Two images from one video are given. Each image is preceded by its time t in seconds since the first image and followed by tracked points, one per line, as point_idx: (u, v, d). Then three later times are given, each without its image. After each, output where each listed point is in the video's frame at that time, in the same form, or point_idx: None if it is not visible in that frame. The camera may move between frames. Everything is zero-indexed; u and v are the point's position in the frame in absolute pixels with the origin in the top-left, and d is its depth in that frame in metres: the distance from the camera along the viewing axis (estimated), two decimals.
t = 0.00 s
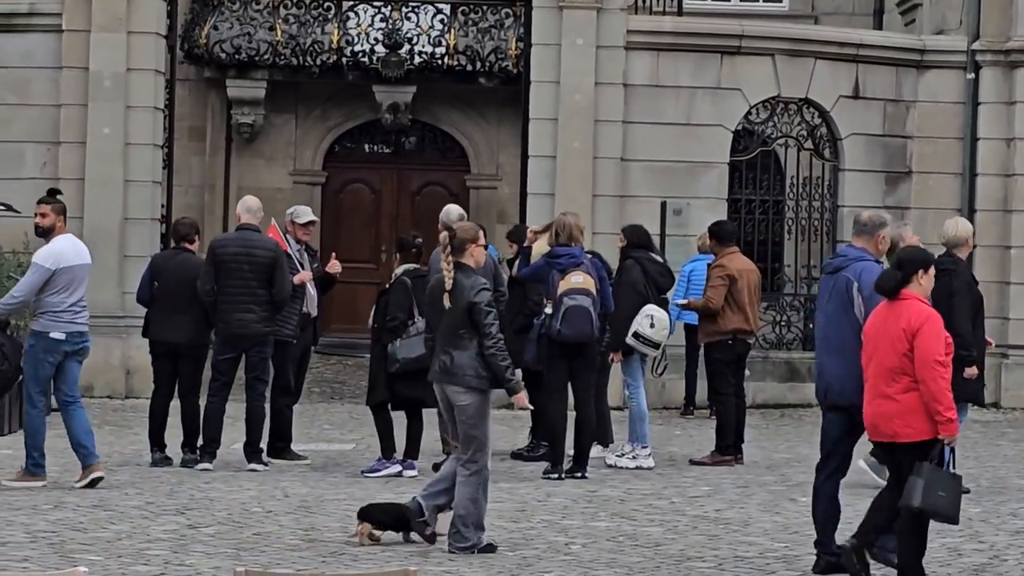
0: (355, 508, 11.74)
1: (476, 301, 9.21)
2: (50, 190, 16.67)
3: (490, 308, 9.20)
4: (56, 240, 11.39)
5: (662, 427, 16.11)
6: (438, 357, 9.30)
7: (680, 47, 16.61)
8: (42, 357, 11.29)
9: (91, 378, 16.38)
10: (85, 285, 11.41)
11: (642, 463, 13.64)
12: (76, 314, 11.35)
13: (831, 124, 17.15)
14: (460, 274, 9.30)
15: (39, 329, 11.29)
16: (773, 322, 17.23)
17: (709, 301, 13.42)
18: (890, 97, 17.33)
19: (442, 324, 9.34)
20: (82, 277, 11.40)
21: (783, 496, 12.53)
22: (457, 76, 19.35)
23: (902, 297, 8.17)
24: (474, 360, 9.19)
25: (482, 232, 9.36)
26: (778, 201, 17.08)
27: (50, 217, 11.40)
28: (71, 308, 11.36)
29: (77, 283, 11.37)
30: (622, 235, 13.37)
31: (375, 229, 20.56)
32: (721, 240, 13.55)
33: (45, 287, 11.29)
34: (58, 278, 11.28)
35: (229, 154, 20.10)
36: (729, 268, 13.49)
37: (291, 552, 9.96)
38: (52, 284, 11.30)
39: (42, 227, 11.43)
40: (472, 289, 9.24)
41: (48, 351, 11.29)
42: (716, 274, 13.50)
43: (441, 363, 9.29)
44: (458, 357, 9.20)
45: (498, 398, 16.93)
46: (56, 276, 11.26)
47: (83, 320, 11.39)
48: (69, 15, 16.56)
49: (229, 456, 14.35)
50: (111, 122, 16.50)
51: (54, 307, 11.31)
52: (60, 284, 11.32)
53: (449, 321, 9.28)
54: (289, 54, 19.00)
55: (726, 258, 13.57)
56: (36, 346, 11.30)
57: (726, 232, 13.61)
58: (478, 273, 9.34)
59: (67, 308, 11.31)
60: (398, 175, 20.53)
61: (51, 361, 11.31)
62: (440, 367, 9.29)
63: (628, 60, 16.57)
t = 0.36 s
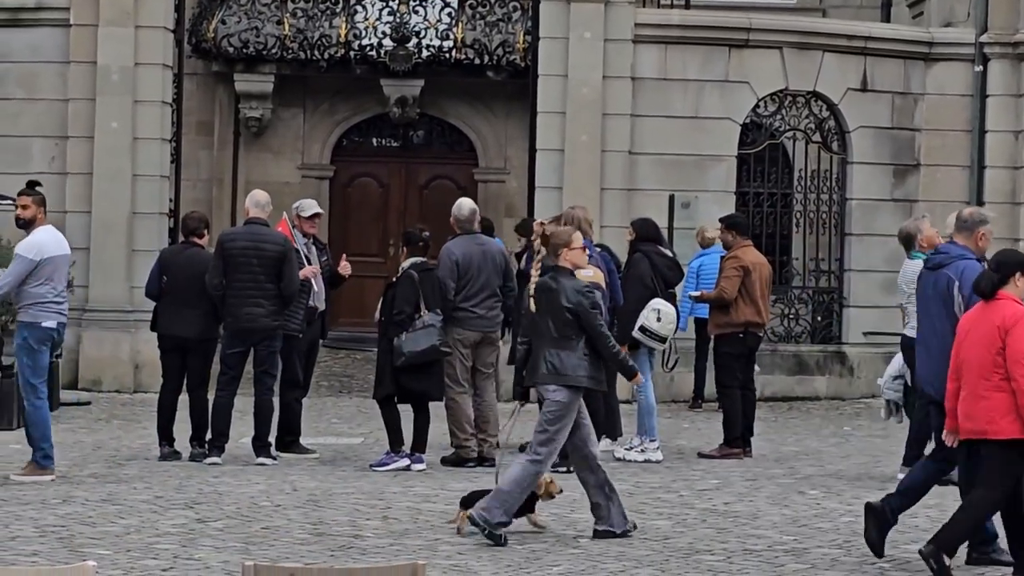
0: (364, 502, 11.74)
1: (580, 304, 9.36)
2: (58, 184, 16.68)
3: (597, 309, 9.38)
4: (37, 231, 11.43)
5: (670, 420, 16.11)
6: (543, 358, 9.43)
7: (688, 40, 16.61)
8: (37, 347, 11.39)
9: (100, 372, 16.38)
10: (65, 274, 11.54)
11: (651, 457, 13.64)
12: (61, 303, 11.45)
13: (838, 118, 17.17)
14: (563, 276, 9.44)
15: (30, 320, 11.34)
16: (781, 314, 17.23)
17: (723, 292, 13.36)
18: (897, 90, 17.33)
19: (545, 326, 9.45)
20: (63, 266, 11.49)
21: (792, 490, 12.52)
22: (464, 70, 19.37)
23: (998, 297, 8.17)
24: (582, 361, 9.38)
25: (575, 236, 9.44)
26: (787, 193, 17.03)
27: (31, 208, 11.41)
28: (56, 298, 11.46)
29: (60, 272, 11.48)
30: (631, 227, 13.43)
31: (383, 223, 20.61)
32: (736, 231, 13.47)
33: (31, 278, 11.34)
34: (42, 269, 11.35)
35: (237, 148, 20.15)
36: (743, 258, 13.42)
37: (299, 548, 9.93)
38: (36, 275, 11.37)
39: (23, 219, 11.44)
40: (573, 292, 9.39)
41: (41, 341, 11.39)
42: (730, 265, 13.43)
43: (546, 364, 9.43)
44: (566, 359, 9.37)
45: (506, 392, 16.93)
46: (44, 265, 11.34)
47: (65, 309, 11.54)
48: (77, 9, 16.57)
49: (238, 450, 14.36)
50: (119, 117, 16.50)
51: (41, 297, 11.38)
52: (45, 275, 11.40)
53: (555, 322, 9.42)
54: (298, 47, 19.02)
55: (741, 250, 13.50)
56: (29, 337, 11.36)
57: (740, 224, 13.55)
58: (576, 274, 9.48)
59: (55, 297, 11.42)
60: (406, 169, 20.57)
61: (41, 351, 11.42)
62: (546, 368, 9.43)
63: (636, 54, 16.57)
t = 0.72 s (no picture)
0: (370, 497, 11.73)
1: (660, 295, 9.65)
2: (63, 179, 16.69)
3: (671, 298, 9.62)
4: (21, 229, 11.47)
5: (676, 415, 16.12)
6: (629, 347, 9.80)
7: (693, 34, 16.60)
8: (14, 345, 11.45)
9: (105, 368, 16.38)
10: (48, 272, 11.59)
11: (657, 453, 13.63)
12: (43, 302, 11.54)
13: (843, 113, 17.15)
14: (651, 268, 9.80)
15: (11, 318, 11.41)
16: (787, 309, 17.23)
17: (738, 286, 13.31)
18: (903, 85, 17.32)
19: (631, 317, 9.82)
20: (46, 266, 11.56)
21: (798, 484, 12.51)
22: (469, 65, 19.38)
23: None
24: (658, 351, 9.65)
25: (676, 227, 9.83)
26: (792, 188, 17.07)
27: (16, 206, 11.41)
28: (38, 297, 11.52)
29: (44, 271, 11.53)
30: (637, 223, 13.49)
31: (387, 218, 20.60)
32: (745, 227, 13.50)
33: (15, 275, 11.40)
34: (29, 266, 11.41)
35: (242, 144, 20.17)
36: (755, 254, 13.37)
37: (305, 543, 9.93)
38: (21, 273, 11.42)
39: (6, 216, 11.46)
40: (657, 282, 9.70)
41: (19, 340, 11.46)
42: (743, 259, 13.38)
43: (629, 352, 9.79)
44: (644, 347, 9.69)
45: (512, 387, 16.93)
46: (29, 264, 11.39)
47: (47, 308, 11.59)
48: (82, 5, 16.56)
49: (244, 445, 14.36)
50: (124, 112, 16.50)
51: (24, 296, 11.44)
52: (29, 273, 11.45)
53: (638, 312, 9.75)
54: (303, 43, 19.06)
55: (749, 245, 13.49)
56: (7, 335, 11.43)
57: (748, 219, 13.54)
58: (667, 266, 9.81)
59: (37, 297, 11.48)
60: (412, 165, 20.58)
61: (19, 350, 11.49)
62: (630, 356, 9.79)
63: (641, 49, 16.57)
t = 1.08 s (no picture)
0: (377, 502, 11.73)
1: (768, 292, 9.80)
2: (69, 184, 16.70)
3: (780, 297, 9.78)
4: None
5: (681, 419, 16.11)
6: (734, 345, 9.91)
7: (698, 39, 16.61)
8: None
9: (111, 374, 16.38)
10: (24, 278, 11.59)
11: (663, 457, 13.62)
12: (19, 309, 11.56)
13: (849, 117, 17.16)
14: (755, 267, 9.92)
15: None
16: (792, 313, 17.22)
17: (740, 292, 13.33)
18: (909, 89, 17.32)
19: (735, 316, 9.95)
20: (21, 271, 11.57)
21: (805, 489, 12.50)
22: (474, 70, 19.40)
23: None
24: (768, 347, 9.78)
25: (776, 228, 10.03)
26: (797, 192, 17.06)
27: None
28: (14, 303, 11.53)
29: (18, 277, 11.54)
30: (642, 228, 13.46)
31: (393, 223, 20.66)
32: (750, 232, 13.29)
33: None
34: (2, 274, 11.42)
35: (248, 149, 20.20)
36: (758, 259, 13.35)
37: (313, 548, 9.94)
38: None
39: None
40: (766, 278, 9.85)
41: None
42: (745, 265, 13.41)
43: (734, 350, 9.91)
44: (753, 345, 9.80)
45: (518, 391, 16.93)
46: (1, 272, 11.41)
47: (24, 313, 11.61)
48: (88, 11, 16.57)
49: (250, 451, 14.36)
50: (130, 118, 16.51)
51: None
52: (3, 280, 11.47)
53: (740, 312, 9.89)
54: (308, 48, 19.10)
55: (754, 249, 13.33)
56: None
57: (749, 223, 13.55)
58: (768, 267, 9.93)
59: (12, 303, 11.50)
60: (417, 170, 20.63)
61: None
62: (735, 354, 9.90)
63: (647, 53, 16.57)
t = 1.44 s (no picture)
0: (380, 508, 11.73)
1: (858, 305, 10.07)
2: (71, 192, 16.70)
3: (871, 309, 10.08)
4: None
5: (685, 425, 16.12)
6: (823, 358, 10.12)
7: (700, 45, 16.62)
8: None
9: (114, 381, 16.39)
10: None
11: (666, 463, 13.63)
12: None
13: (852, 122, 17.16)
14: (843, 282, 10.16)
15: None
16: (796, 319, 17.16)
17: (731, 299, 13.34)
18: (911, 94, 17.32)
19: (824, 329, 10.17)
20: None
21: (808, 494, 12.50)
22: (477, 76, 19.43)
23: None
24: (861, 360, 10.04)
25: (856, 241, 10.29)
26: (800, 198, 17.05)
27: None
28: None
29: None
30: (644, 233, 13.44)
31: (399, 228, 20.81)
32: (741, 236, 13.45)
33: None
34: None
35: (250, 155, 20.21)
36: (749, 265, 13.40)
37: (316, 556, 9.95)
38: None
39: None
40: (853, 293, 10.11)
41: None
42: (735, 271, 13.43)
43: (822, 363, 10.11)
44: (846, 357, 10.04)
45: (522, 397, 16.93)
46: None
47: None
48: (90, 18, 16.57)
49: (252, 457, 14.36)
50: (132, 125, 16.51)
51: None
52: None
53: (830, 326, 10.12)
54: (310, 54, 19.11)
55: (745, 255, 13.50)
56: None
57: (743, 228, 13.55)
58: (855, 280, 10.20)
59: None
60: (419, 176, 20.72)
61: None
62: (824, 368, 10.09)
63: (649, 60, 16.57)
